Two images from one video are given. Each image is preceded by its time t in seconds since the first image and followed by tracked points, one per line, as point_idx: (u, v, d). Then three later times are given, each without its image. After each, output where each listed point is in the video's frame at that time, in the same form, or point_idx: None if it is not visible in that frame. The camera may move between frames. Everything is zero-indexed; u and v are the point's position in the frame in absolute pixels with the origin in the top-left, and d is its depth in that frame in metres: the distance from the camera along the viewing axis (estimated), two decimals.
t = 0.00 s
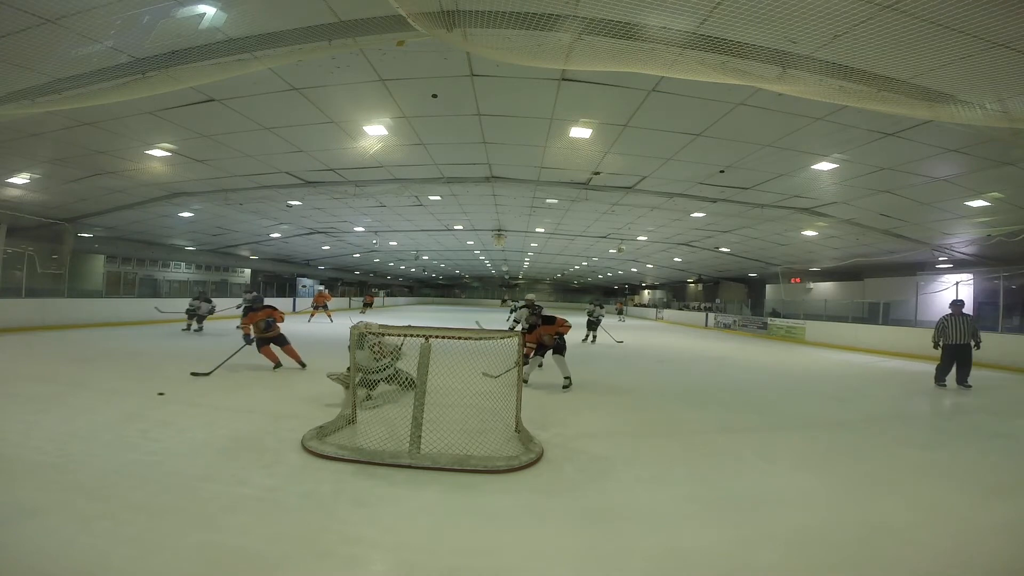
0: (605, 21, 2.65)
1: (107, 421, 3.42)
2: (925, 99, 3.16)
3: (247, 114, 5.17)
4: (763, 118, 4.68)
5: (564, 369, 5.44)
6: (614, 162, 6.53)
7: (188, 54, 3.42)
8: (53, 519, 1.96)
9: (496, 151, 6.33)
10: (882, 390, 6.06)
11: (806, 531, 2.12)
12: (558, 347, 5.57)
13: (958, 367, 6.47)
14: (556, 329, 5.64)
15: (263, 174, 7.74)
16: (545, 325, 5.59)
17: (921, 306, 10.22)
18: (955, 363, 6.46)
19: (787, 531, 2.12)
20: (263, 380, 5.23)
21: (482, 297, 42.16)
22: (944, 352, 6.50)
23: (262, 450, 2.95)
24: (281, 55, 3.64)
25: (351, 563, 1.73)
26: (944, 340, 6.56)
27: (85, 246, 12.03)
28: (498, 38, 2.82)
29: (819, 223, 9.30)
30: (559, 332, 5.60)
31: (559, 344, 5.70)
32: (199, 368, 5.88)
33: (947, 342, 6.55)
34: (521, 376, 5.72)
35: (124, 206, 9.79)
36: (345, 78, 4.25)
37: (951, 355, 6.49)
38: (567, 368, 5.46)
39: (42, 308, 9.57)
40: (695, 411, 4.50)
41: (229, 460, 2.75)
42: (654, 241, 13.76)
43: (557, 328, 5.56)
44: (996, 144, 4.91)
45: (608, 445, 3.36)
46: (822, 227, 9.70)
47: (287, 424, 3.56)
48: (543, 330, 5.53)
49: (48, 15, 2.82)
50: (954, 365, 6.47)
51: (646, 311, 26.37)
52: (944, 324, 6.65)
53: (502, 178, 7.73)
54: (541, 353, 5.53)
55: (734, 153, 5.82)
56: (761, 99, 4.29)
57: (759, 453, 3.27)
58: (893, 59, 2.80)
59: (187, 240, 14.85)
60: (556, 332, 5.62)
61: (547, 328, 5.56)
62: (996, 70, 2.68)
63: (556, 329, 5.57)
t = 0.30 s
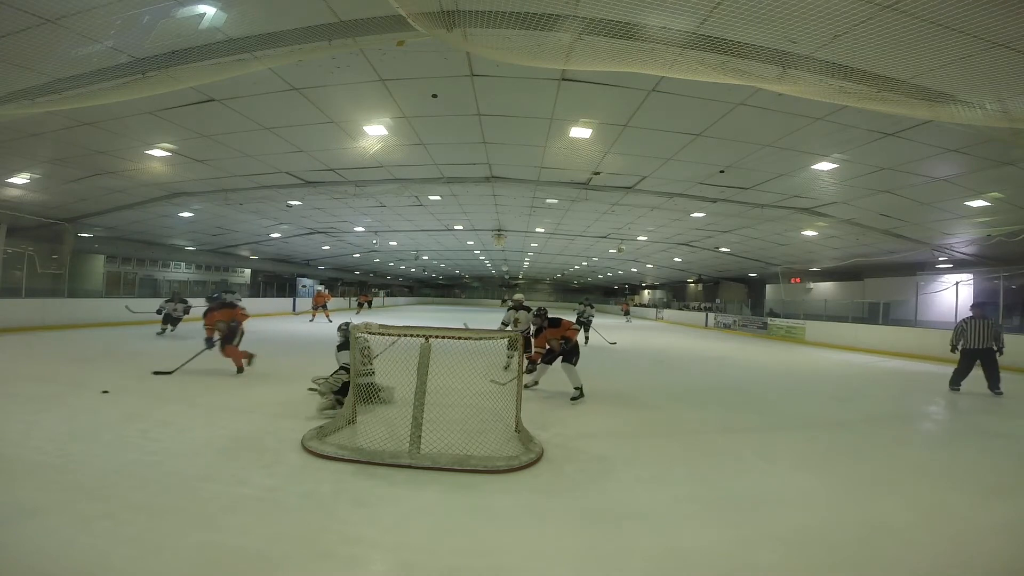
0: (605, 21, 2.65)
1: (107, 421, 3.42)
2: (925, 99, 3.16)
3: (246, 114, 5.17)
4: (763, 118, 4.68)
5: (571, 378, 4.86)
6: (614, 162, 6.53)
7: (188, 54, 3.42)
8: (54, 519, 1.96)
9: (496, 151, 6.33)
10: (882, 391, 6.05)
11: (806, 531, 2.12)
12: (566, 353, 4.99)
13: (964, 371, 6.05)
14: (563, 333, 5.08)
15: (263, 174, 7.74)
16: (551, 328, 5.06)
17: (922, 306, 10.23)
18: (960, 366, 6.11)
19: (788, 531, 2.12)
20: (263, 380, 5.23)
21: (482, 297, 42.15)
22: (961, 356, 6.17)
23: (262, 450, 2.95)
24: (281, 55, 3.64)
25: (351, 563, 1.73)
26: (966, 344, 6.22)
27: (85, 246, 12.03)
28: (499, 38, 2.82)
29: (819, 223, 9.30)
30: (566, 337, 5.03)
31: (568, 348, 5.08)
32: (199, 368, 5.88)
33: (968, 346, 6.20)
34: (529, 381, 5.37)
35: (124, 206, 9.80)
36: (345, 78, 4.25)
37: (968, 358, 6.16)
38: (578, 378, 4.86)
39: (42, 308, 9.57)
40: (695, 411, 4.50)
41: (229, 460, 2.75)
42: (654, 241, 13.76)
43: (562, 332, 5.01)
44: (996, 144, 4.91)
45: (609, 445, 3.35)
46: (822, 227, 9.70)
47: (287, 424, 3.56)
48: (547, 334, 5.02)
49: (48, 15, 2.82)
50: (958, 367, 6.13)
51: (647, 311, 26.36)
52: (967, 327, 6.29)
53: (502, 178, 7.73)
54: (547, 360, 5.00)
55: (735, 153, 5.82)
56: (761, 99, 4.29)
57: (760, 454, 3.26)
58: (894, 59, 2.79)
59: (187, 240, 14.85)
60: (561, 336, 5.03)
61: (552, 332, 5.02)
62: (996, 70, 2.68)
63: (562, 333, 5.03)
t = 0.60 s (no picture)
0: (605, 21, 2.65)
1: (107, 421, 3.42)
2: (925, 99, 3.16)
3: (247, 114, 5.17)
4: (763, 118, 4.68)
5: (570, 386, 4.47)
6: (614, 163, 6.53)
7: (188, 54, 3.42)
8: (54, 519, 1.96)
9: (496, 151, 6.33)
10: (881, 391, 6.06)
11: (806, 532, 2.12)
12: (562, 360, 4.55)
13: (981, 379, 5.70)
14: (560, 335, 4.59)
15: (263, 174, 7.75)
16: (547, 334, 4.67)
17: (922, 306, 10.22)
18: (976, 376, 5.73)
19: (788, 531, 2.12)
20: (263, 380, 5.22)
21: (482, 297, 42.11)
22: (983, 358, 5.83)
23: (262, 450, 2.95)
24: (281, 55, 3.64)
25: (351, 563, 1.73)
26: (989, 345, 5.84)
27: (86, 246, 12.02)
28: (498, 38, 2.82)
29: (819, 223, 9.31)
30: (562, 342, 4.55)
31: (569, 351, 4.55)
32: (199, 368, 5.88)
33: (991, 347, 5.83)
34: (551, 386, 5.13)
35: (124, 206, 9.80)
36: (345, 78, 4.25)
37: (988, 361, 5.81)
38: (575, 387, 4.40)
39: (42, 308, 9.57)
40: (695, 411, 4.50)
41: (229, 460, 2.75)
42: (654, 241, 13.75)
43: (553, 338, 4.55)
44: (996, 144, 4.91)
45: (609, 445, 3.35)
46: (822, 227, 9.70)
47: (286, 424, 3.56)
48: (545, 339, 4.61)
49: (49, 16, 2.82)
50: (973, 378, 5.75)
51: (647, 311, 26.34)
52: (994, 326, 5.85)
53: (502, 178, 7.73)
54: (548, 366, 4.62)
55: (735, 153, 5.82)
56: (761, 99, 4.30)
57: (759, 453, 3.27)
58: (893, 59, 2.80)
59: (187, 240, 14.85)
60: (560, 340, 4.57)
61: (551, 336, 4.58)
62: (996, 70, 2.68)
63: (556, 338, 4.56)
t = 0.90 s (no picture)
0: (605, 21, 2.65)
1: (107, 421, 3.41)
2: (925, 99, 3.16)
3: (246, 114, 5.17)
4: (763, 118, 4.68)
5: (570, 388, 4.38)
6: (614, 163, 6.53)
7: (188, 54, 3.42)
8: (53, 519, 1.96)
9: (496, 151, 6.33)
10: (882, 390, 6.05)
11: (805, 532, 2.12)
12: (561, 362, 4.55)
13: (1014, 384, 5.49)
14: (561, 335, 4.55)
15: (263, 174, 7.74)
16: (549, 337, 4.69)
17: (922, 306, 10.21)
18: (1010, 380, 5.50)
19: (787, 531, 2.12)
20: (263, 380, 5.22)
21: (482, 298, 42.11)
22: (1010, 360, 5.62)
23: (262, 450, 2.95)
24: (281, 55, 3.63)
25: (351, 563, 1.73)
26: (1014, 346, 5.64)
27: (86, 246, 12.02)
28: (498, 38, 2.81)
29: (819, 223, 9.30)
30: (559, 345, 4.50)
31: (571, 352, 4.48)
32: (199, 368, 5.88)
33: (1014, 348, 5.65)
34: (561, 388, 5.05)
35: (124, 206, 9.80)
36: (345, 78, 4.25)
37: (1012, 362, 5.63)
38: (572, 389, 4.33)
39: (42, 308, 9.57)
40: (695, 411, 4.50)
41: (229, 460, 2.75)
42: (654, 241, 13.75)
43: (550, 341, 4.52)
44: (996, 144, 4.91)
45: (609, 445, 3.35)
46: (822, 227, 9.70)
47: (287, 424, 3.56)
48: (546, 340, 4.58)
49: (48, 16, 2.82)
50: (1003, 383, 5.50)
51: (647, 311, 26.33)
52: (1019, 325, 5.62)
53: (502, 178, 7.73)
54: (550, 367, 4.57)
55: (735, 153, 5.81)
56: (761, 99, 4.29)
57: (759, 454, 3.26)
58: (893, 59, 2.80)
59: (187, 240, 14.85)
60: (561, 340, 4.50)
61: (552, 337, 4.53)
62: (995, 70, 2.68)
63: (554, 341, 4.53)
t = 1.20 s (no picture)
0: (605, 22, 2.66)
1: (107, 421, 3.41)
2: (925, 99, 3.16)
3: (246, 114, 5.17)
4: (763, 118, 4.68)
5: (575, 390, 4.35)
6: (614, 163, 6.53)
7: (188, 54, 3.42)
8: (53, 519, 1.96)
9: (496, 151, 6.33)
10: (881, 391, 6.05)
11: (806, 532, 2.12)
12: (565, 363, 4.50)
13: None
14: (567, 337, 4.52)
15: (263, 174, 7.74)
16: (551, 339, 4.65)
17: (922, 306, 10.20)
18: None
19: (787, 531, 2.12)
20: (264, 380, 5.22)
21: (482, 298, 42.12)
22: None
23: (262, 450, 2.95)
24: (281, 55, 3.63)
25: (351, 563, 1.73)
26: None
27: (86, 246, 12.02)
28: (498, 38, 2.81)
29: (819, 223, 9.30)
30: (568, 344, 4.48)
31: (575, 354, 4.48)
32: (199, 368, 5.87)
33: None
34: (560, 389, 5.01)
35: (124, 206, 9.80)
36: (346, 78, 4.25)
37: None
38: (578, 390, 4.28)
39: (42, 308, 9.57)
40: (695, 411, 4.50)
41: (229, 460, 2.75)
42: (654, 241, 13.75)
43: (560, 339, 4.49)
44: (996, 145, 4.91)
45: (608, 445, 3.35)
46: (822, 227, 9.70)
47: (287, 424, 3.55)
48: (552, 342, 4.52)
49: (49, 15, 2.82)
50: None
51: (647, 311, 26.33)
52: None
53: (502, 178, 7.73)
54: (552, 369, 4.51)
55: (735, 153, 5.81)
56: (760, 99, 4.29)
57: (758, 454, 3.26)
58: (894, 59, 2.80)
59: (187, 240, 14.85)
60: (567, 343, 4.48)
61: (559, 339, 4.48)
62: (995, 70, 2.69)
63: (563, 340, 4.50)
